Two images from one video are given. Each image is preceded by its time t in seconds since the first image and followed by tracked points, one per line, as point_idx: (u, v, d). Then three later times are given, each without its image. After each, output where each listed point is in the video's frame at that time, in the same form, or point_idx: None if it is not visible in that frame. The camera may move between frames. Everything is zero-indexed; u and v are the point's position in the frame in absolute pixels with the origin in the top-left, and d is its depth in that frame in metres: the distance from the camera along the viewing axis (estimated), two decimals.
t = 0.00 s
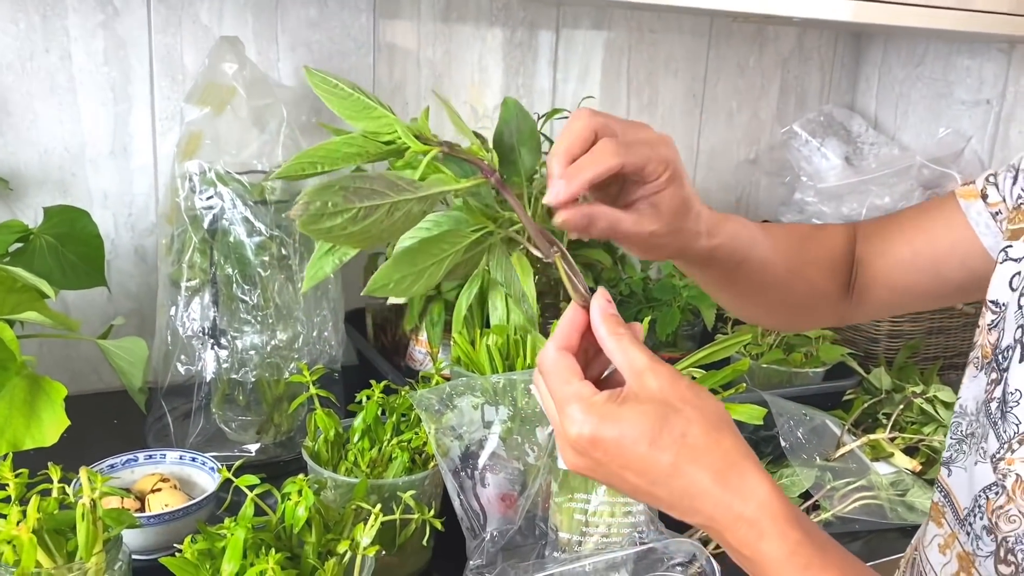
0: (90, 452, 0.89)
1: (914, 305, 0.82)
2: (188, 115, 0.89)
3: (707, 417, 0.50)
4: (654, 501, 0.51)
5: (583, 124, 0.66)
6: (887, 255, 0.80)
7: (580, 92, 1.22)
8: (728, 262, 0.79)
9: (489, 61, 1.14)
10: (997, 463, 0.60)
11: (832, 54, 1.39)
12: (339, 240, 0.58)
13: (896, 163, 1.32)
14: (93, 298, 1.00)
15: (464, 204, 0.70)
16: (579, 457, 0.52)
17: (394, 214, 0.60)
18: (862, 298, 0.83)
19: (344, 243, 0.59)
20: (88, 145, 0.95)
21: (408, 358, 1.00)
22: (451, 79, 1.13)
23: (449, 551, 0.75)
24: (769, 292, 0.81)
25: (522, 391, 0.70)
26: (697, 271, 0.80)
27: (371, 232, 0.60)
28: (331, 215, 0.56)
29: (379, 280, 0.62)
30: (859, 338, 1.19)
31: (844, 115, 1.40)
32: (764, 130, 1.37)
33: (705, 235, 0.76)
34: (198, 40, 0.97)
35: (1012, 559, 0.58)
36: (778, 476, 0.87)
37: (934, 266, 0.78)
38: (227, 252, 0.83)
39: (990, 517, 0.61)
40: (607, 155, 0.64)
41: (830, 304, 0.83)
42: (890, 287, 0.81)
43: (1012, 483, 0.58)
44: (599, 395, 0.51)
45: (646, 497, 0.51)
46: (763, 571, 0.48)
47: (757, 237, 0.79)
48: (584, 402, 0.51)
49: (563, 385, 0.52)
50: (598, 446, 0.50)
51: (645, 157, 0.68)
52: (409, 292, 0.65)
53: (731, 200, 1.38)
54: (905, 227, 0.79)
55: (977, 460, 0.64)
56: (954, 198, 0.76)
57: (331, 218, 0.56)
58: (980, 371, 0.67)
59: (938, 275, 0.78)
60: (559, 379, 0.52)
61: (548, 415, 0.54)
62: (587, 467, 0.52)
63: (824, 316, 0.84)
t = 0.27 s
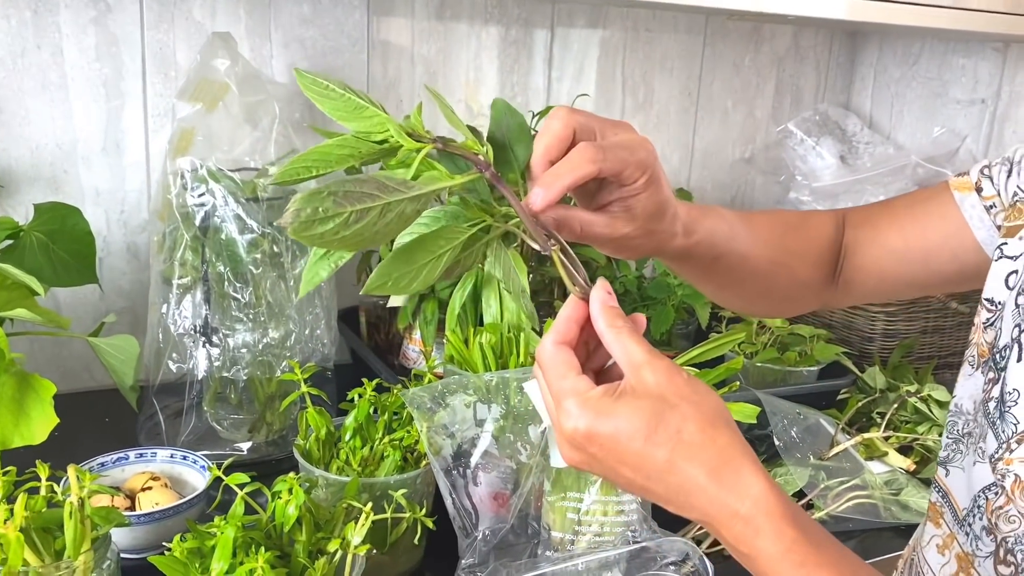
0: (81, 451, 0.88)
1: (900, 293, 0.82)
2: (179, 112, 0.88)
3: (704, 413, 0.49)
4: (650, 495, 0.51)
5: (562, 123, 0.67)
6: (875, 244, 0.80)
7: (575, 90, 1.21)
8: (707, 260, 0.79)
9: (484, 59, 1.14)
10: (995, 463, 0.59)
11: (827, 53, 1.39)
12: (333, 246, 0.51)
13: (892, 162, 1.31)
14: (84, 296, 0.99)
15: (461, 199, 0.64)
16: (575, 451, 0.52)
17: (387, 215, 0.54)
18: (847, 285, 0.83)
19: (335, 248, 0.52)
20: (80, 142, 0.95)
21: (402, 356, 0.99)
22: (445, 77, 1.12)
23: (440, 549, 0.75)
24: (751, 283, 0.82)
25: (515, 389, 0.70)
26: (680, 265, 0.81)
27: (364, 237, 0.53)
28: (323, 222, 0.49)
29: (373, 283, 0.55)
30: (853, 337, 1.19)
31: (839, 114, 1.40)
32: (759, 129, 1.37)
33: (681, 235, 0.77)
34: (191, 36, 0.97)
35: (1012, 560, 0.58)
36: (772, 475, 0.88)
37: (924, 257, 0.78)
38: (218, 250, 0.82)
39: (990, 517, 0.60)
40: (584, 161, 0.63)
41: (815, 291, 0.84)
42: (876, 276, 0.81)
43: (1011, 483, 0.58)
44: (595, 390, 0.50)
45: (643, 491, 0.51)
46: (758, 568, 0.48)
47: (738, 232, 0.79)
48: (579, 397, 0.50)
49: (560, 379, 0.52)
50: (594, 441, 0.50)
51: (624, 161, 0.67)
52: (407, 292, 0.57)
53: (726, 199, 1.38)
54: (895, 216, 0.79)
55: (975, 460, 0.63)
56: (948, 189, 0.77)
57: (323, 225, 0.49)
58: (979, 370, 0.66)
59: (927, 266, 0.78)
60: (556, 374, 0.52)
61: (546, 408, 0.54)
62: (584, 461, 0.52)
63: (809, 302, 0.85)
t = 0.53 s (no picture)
0: (68, 452, 0.89)
1: (888, 290, 0.83)
2: (166, 113, 0.88)
3: (684, 417, 0.49)
4: (631, 497, 0.52)
5: (541, 133, 0.66)
6: (865, 243, 0.80)
7: (565, 92, 1.22)
8: (688, 257, 0.80)
9: (474, 60, 1.14)
10: (979, 465, 0.60)
11: (818, 55, 1.39)
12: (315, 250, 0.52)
13: (881, 164, 1.32)
14: (73, 297, 0.99)
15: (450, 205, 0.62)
16: (558, 454, 0.52)
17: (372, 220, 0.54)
18: (836, 282, 0.84)
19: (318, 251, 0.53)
20: (69, 144, 0.95)
21: (391, 357, 0.99)
22: (435, 78, 1.13)
23: (425, 551, 0.75)
24: (736, 281, 0.82)
25: (499, 390, 0.70)
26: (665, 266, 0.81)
27: (346, 241, 0.54)
28: (302, 227, 0.50)
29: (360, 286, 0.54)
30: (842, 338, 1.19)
31: (829, 116, 1.41)
32: (749, 131, 1.38)
33: (663, 236, 0.77)
34: (180, 38, 0.97)
35: (994, 561, 0.58)
36: (758, 475, 0.88)
37: (912, 256, 0.78)
38: (205, 252, 0.83)
39: (973, 518, 0.61)
40: (561, 172, 0.64)
41: (802, 288, 0.84)
42: (865, 274, 0.82)
43: (994, 484, 0.58)
44: (577, 393, 0.51)
45: (624, 493, 0.52)
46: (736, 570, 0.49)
47: (723, 231, 0.80)
48: (561, 400, 0.51)
49: (542, 382, 0.52)
50: (575, 444, 0.50)
51: (602, 168, 0.68)
52: (393, 295, 0.57)
53: (717, 200, 1.39)
54: (885, 215, 0.80)
55: (961, 462, 0.63)
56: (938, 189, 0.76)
57: (302, 229, 0.50)
58: (965, 372, 0.67)
59: (916, 265, 0.78)
60: (539, 377, 0.52)
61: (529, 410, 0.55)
62: (566, 463, 0.53)
63: (796, 297, 0.85)
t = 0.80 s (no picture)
0: (66, 452, 0.89)
1: (881, 286, 0.83)
2: (163, 115, 0.88)
3: (675, 421, 0.50)
4: (624, 501, 0.52)
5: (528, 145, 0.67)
6: (857, 240, 0.81)
7: (562, 93, 1.22)
8: (679, 254, 0.81)
9: (471, 62, 1.14)
10: (971, 465, 0.60)
11: (814, 57, 1.39)
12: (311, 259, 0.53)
13: (876, 165, 1.32)
14: (71, 297, 1.00)
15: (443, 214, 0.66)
16: (551, 458, 0.53)
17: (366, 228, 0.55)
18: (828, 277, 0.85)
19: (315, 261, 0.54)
20: (67, 144, 0.95)
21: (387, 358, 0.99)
22: (432, 80, 1.13)
23: (421, 550, 0.76)
24: (725, 277, 0.83)
25: (495, 390, 0.70)
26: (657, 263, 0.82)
27: (342, 251, 0.54)
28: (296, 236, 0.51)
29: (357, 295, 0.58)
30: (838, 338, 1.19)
31: (825, 117, 1.41)
32: (746, 132, 1.38)
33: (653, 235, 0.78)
34: (177, 39, 0.97)
35: (985, 560, 0.59)
36: (751, 475, 0.89)
37: (905, 252, 0.78)
38: (203, 252, 0.83)
39: (965, 517, 0.61)
40: (549, 183, 0.64)
41: (794, 283, 0.85)
42: (857, 270, 0.82)
43: (986, 484, 0.59)
44: (570, 398, 0.51)
45: (617, 497, 0.52)
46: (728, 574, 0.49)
47: (714, 228, 0.80)
48: (554, 405, 0.51)
49: (536, 388, 0.53)
50: (568, 448, 0.51)
51: (586, 179, 0.68)
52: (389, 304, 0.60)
53: (713, 201, 1.39)
54: (878, 213, 0.80)
55: (953, 462, 0.64)
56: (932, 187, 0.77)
57: (295, 239, 0.51)
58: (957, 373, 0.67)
59: (908, 262, 0.79)
60: (532, 382, 0.53)
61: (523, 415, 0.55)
62: (559, 467, 0.53)
63: (786, 292, 0.86)
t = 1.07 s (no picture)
0: (68, 452, 0.89)
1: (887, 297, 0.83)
2: (166, 114, 0.88)
3: (672, 432, 0.50)
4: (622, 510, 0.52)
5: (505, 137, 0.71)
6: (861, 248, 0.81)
7: (563, 93, 1.22)
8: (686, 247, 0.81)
9: (473, 62, 1.15)
10: (970, 466, 0.60)
11: (814, 58, 1.40)
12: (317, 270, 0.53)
13: (877, 165, 1.32)
14: (73, 297, 1.00)
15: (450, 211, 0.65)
16: (549, 465, 0.53)
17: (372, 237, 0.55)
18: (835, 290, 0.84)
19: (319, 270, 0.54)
20: (69, 145, 0.95)
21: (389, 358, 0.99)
22: (434, 80, 1.13)
23: (424, 550, 0.76)
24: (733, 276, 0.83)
25: (499, 389, 0.70)
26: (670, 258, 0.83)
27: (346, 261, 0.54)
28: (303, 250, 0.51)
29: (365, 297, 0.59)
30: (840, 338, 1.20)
31: (825, 118, 1.42)
32: (747, 132, 1.38)
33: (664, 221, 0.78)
34: (179, 40, 0.97)
35: (983, 559, 0.59)
36: (754, 475, 0.88)
37: (909, 260, 0.78)
38: (206, 252, 0.83)
39: (964, 517, 0.61)
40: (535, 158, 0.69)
41: (801, 292, 0.84)
42: (863, 281, 0.82)
43: (984, 484, 0.59)
44: (568, 406, 0.51)
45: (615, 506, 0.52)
46: None
47: (721, 225, 0.80)
48: (552, 413, 0.51)
49: (536, 395, 0.53)
50: (565, 456, 0.51)
51: (564, 152, 0.72)
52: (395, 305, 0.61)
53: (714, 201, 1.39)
54: (882, 222, 0.80)
55: (952, 462, 0.64)
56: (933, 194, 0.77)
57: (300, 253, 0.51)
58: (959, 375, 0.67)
59: (912, 269, 0.79)
60: (533, 389, 0.53)
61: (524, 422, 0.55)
62: (558, 475, 0.53)
63: (796, 302, 0.85)
